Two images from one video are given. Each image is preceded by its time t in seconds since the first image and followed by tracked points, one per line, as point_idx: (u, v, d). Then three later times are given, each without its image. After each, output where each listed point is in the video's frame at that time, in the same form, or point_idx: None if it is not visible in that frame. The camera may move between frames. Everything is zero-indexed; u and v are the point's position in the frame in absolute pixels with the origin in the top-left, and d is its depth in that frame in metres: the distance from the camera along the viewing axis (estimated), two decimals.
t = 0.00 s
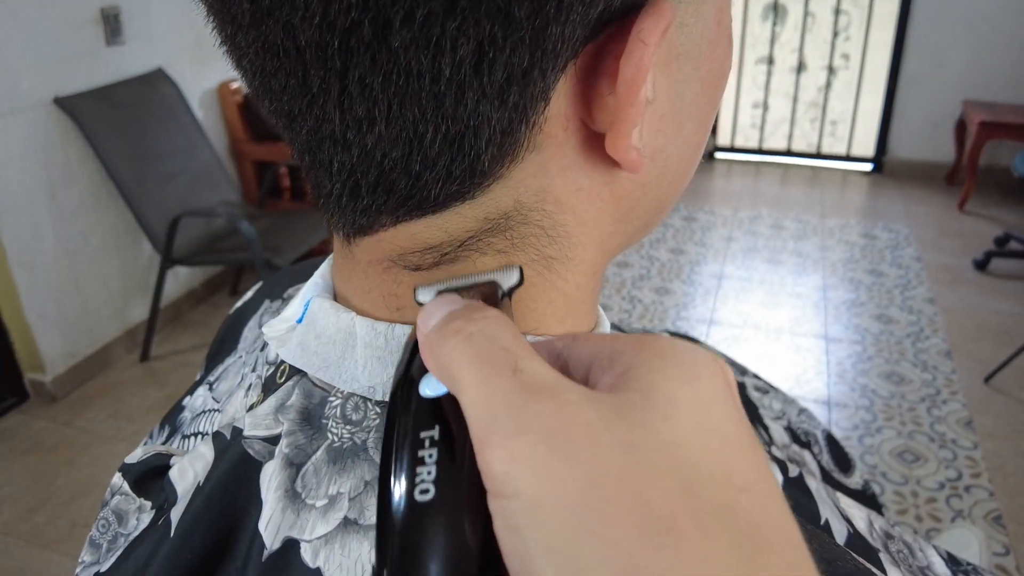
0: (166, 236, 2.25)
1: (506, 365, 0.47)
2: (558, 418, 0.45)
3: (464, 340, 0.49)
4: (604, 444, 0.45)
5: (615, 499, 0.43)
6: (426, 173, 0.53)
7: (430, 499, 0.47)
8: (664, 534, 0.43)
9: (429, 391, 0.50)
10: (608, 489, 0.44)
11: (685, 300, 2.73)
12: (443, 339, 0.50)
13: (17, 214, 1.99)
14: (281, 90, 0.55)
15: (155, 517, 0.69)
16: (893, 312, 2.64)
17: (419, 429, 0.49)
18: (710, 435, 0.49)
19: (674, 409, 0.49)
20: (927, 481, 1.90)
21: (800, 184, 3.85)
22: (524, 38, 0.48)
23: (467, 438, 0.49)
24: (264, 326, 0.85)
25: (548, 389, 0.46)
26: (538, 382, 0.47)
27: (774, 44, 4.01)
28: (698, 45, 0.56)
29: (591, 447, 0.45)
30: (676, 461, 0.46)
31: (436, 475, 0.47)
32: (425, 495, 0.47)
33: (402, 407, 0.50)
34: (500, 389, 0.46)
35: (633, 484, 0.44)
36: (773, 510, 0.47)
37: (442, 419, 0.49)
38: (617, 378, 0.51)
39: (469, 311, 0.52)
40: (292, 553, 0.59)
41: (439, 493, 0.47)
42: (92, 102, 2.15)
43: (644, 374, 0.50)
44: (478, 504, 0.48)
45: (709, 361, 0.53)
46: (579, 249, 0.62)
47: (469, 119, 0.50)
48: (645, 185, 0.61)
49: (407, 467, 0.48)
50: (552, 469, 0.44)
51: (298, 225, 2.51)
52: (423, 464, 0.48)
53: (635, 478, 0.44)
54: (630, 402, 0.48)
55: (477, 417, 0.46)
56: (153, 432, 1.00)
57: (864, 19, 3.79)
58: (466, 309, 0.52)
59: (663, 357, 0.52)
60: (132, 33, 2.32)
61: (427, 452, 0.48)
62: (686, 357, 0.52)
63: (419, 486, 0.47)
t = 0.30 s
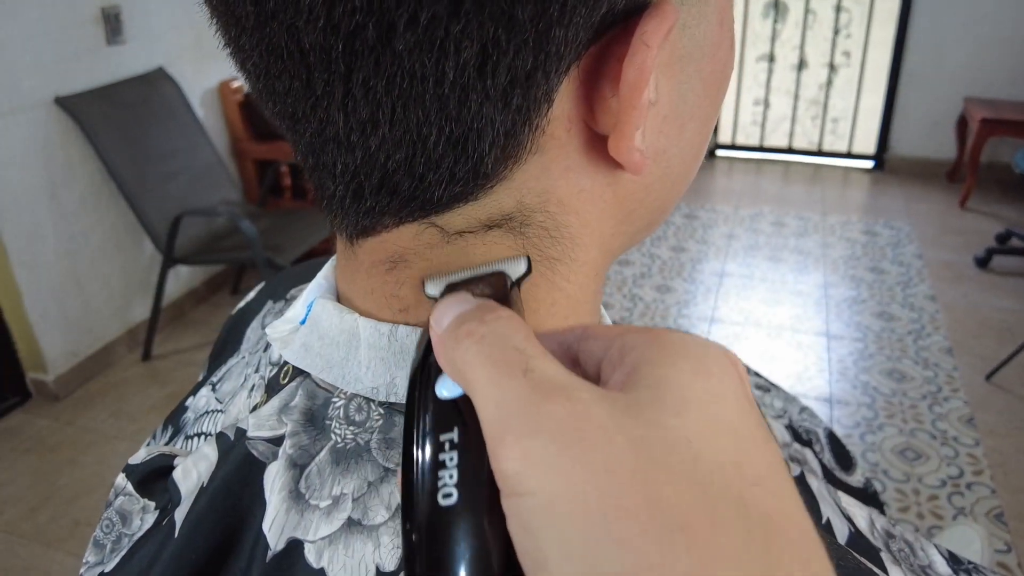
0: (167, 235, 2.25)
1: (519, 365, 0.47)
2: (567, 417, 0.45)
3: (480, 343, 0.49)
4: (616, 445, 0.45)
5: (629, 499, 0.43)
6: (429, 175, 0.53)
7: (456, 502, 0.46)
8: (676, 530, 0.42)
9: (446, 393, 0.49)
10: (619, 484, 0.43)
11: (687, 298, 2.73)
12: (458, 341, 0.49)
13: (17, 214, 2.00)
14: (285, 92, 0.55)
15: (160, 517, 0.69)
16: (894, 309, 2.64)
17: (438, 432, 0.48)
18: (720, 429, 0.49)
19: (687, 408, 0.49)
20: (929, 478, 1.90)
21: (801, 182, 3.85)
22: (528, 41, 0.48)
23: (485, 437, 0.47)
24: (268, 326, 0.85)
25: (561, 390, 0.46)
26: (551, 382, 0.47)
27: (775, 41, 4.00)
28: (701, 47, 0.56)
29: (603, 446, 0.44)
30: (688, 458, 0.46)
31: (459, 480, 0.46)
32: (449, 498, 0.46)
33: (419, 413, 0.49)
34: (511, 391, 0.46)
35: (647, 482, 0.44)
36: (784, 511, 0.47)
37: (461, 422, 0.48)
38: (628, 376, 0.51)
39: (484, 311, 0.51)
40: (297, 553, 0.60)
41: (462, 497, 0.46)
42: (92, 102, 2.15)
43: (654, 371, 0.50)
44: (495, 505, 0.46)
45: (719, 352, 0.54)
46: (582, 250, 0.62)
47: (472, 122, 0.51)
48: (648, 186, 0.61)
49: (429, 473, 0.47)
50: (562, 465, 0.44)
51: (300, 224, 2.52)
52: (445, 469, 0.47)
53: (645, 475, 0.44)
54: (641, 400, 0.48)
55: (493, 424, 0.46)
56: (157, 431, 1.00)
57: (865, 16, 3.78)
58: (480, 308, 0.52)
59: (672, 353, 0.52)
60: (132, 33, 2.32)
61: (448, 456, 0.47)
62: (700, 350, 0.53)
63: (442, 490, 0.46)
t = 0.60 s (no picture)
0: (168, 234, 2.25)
1: (547, 348, 0.47)
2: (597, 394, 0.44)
3: (507, 326, 0.50)
4: (648, 427, 0.44)
5: (663, 490, 0.42)
6: (430, 172, 0.53)
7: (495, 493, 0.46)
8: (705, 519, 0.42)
9: (474, 384, 0.49)
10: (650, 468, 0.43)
11: (688, 296, 2.73)
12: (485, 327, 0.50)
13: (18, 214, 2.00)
14: (286, 90, 0.55)
15: (162, 514, 0.70)
16: (895, 307, 2.63)
17: (473, 422, 0.48)
18: (749, 418, 0.47)
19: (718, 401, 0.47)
20: (931, 476, 1.90)
21: (802, 179, 3.84)
22: (529, 38, 0.48)
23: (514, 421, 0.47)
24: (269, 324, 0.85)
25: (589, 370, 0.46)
26: (576, 363, 0.46)
27: (776, 38, 4.00)
28: (702, 43, 0.56)
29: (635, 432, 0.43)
30: (722, 448, 0.45)
31: (498, 469, 0.46)
32: (490, 489, 0.46)
33: (449, 404, 0.49)
34: (537, 369, 0.46)
35: (681, 474, 0.43)
36: (817, 501, 0.46)
37: (494, 409, 0.48)
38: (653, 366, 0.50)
39: (509, 302, 0.52)
40: (298, 550, 0.59)
41: (503, 487, 0.46)
42: (93, 101, 2.15)
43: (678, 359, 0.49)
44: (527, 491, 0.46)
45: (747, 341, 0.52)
46: (583, 247, 0.62)
47: (474, 119, 0.51)
48: (649, 183, 0.61)
49: (468, 464, 0.47)
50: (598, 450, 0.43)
51: (301, 222, 2.52)
52: (483, 460, 0.47)
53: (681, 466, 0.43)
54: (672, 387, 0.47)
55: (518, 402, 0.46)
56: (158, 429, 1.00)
57: (866, 13, 3.77)
58: (507, 299, 0.53)
59: (699, 345, 0.50)
60: (132, 32, 2.32)
61: (485, 446, 0.47)
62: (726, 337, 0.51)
63: (483, 480, 0.46)
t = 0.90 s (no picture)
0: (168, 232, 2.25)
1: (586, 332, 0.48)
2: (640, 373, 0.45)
3: (546, 314, 0.50)
4: (695, 407, 0.45)
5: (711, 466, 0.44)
6: (431, 167, 0.53)
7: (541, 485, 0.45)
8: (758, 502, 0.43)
9: (510, 374, 0.49)
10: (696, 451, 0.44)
11: (689, 294, 2.73)
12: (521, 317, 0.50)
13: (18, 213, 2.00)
14: (286, 84, 0.55)
15: (161, 511, 0.69)
16: (897, 305, 2.63)
17: (514, 412, 0.48)
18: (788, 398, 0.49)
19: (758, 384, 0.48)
20: (932, 474, 1.90)
21: (804, 177, 3.84)
22: (529, 30, 0.47)
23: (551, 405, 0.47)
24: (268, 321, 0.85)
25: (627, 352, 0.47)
26: (615, 344, 0.47)
27: (778, 36, 3.99)
28: (704, 37, 0.55)
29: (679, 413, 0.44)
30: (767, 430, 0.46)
31: (542, 458, 0.46)
32: (537, 477, 0.46)
33: (486, 399, 0.49)
34: (580, 350, 0.47)
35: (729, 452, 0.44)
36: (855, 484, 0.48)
37: (534, 398, 0.48)
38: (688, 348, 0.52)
39: (546, 291, 0.53)
40: (298, 547, 0.59)
41: (550, 476, 0.46)
42: (93, 100, 2.15)
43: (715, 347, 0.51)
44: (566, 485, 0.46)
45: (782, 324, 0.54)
46: (586, 243, 0.61)
47: (474, 112, 0.50)
48: (650, 177, 0.61)
49: (512, 455, 0.47)
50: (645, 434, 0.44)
51: (302, 220, 2.51)
52: (527, 450, 0.46)
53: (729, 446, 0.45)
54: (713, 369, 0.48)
55: (559, 387, 0.47)
56: (159, 426, 1.00)
57: (868, 11, 3.77)
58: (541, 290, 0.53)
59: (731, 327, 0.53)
60: (132, 30, 2.32)
61: (527, 437, 0.47)
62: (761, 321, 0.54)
63: (529, 471, 0.46)
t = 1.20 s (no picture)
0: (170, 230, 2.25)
1: (649, 323, 0.48)
2: (708, 355, 0.45)
3: (609, 311, 0.49)
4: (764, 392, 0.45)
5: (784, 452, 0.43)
6: (431, 164, 0.54)
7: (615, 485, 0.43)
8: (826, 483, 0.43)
9: (571, 376, 0.47)
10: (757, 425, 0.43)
11: (690, 292, 2.73)
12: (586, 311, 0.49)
13: (20, 211, 2.00)
14: (287, 82, 0.55)
15: (163, 508, 0.70)
16: (897, 303, 2.63)
17: (582, 411, 0.46)
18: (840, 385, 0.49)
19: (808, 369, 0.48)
20: (932, 472, 1.90)
21: (805, 176, 3.84)
22: (529, 28, 0.48)
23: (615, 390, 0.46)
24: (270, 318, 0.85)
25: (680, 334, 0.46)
26: (674, 330, 0.47)
27: (778, 35, 3.99)
28: (702, 34, 0.56)
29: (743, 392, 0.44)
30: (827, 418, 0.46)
31: (617, 454, 0.45)
32: (615, 477, 0.44)
33: (544, 399, 0.47)
34: (647, 337, 0.46)
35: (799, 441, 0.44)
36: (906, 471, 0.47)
37: (597, 400, 0.46)
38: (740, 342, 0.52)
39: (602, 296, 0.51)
40: (299, 543, 0.59)
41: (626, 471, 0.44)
42: (94, 98, 2.15)
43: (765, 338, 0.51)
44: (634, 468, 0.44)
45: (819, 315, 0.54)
46: (586, 241, 0.61)
47: (474, 110, 0.51)
48: (649, 175, 0.61)
49: (586, 453, 0.44)
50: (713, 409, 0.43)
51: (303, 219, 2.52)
52: (600, 449, 0.44)
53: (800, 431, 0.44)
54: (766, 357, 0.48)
55: (622, 366, 0.46)
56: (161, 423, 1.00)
57: (868, 9, 3.77)
58: (596, 297, 0.51)
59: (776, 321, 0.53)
60: (134, 28, 2.32)
61: (599, 436, 0.45)
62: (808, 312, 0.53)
63: (605, 468, 0.44)
